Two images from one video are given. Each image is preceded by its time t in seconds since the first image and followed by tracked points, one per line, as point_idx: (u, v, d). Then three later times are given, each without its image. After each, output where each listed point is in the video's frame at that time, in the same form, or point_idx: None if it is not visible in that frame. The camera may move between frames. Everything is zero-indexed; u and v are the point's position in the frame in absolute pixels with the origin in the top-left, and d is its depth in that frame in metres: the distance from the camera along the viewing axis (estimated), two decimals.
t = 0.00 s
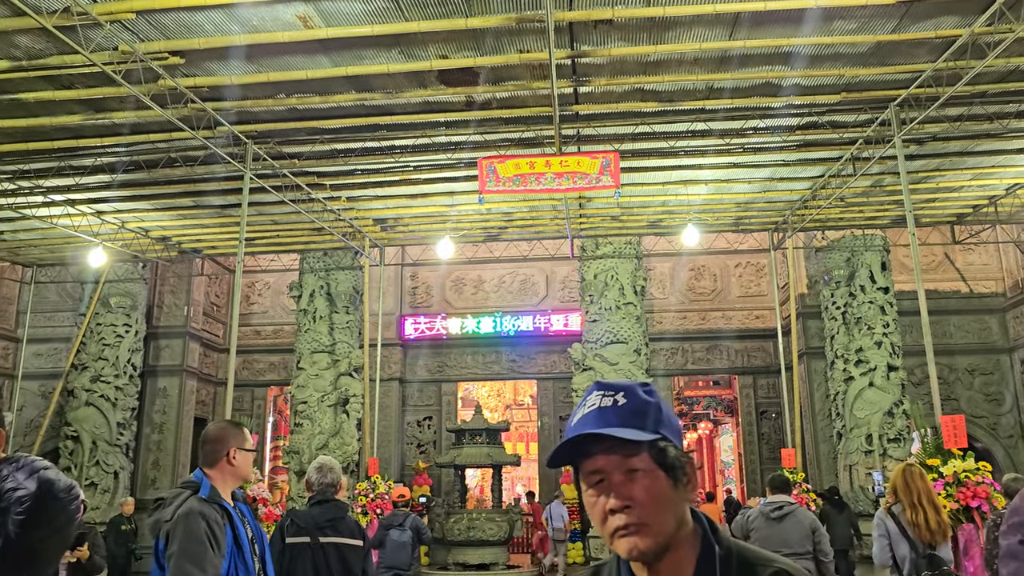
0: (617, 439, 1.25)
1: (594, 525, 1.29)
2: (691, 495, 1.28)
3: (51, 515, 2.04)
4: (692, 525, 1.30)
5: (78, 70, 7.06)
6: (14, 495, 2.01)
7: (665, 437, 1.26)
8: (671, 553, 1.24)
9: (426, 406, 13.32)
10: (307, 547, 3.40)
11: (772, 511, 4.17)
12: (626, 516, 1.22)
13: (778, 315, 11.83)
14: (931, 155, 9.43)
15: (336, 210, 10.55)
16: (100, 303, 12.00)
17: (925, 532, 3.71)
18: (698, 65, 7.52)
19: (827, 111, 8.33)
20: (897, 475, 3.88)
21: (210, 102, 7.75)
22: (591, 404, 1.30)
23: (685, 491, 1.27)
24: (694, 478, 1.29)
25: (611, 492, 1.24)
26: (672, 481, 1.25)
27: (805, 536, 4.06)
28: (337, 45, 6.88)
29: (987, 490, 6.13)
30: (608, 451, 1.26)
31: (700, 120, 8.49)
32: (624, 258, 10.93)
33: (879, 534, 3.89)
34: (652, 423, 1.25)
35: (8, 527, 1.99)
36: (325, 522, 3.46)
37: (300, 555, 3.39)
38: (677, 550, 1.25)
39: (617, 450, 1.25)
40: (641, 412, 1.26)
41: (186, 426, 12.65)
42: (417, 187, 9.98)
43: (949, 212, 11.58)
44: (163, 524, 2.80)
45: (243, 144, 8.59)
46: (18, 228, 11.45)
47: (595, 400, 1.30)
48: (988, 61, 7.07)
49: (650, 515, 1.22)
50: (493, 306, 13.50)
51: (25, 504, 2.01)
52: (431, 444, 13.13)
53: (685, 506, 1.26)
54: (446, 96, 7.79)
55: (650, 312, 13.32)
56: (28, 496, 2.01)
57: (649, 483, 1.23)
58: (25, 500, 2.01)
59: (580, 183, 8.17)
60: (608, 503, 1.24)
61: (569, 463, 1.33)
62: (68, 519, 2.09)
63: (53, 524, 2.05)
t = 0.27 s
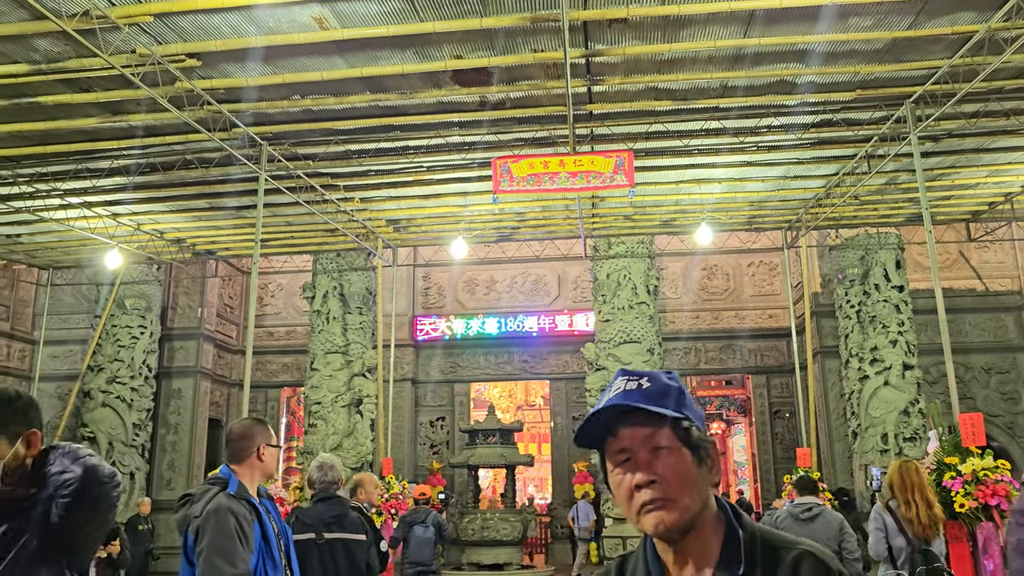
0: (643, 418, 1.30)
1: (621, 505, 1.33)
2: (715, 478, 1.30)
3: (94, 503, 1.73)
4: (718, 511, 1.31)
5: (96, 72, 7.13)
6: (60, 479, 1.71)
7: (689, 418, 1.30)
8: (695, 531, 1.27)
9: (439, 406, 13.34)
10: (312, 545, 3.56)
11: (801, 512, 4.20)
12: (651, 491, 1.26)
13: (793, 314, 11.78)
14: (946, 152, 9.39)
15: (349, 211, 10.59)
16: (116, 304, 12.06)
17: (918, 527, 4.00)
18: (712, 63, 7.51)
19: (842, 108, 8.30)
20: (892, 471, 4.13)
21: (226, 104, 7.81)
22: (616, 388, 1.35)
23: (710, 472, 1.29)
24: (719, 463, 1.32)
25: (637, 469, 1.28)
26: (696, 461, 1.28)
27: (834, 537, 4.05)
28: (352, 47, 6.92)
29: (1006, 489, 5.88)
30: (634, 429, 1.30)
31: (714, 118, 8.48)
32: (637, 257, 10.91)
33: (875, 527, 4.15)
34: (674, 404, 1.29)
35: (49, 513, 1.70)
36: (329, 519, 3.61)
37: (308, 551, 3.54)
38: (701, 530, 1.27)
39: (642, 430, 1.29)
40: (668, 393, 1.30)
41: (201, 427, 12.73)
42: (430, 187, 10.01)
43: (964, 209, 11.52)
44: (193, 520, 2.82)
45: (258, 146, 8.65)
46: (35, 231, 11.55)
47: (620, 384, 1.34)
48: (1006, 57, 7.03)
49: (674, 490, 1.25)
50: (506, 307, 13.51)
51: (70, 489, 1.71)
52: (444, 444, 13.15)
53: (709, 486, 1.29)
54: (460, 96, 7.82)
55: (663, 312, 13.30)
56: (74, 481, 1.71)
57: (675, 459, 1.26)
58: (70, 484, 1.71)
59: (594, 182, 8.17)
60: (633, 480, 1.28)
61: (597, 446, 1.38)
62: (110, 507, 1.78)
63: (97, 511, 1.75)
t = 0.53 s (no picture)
0: (680, 389, 1.37)
1: (647, 478, 1.36)
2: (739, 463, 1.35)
3: (114, 519, 1.75)
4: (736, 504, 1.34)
5: (100, 73, 7.15)
6: (80, 496, 1.72)
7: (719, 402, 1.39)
8: (716, 510, 1.29)
9: (443, 404, 13.35)
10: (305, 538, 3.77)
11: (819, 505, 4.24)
12: (681, 455, 1.30)
13: (797, 310, 11.76)
14: (950, 146, 9.37)
15: (352, 210, 10.60)
16: (120, 304, 12.05)
17: (904, 521, 3.99)
18: (715, 59, 7.50)
19: (845, 103, 8.29)
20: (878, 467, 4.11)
21: (229, 104, 7.83)
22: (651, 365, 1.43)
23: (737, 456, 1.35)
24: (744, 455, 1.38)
25: (668, 434, 1.33)
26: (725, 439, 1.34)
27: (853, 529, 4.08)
28: (355, 45, 6.92)
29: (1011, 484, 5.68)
30: (668, 399, 1.37)
31: (717, 114, 8.48)
32: (640, 254, 10.89)
33: (860, 521, 4.05)
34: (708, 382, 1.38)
35: (69, 525, 1.72)
36: (320, 514, 3.79)
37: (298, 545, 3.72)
38: (723, 511, 1.30)
39: (676, 400, 1.36)
40: (705, 372, 1.39)
41: (206, 426, 12.76)
42: (433, 185, 10.02)
43: (968, 204, 11.51)
44: (204, 518, 2.82)
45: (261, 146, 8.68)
46: (39, 232, 11.58)
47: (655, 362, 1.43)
48: (1010, 50, 7.01)
49: (704, 458, 1.29)
50: (509, 304, 13.51)
51: (91, 507, 1.72)
52: (448, 442, 13.16)
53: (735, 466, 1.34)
54: (463, 94, 7.82)
55: (666, 309, 13.30)
56: (95, 500, 1.72)
57: (708, 430, 1.33)
58: (91, 502, 1.72)
59: (597, 179, 8.17)
60: (665, 445, 1.32)
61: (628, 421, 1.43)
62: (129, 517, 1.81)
63: (115, 524, 1.77)
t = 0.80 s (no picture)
0: (709, 379, 1.35)
1: (672, 469, 1.33)
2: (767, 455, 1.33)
3: (119, 492, 1.73)
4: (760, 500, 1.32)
5: (97, 74, 7.15)
6: (87, 469, 1.72)
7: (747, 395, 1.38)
8: (742, 502, 1.27)
9: (443, 402, 13.35)
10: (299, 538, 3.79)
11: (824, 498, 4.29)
12: (710, 446, 1.27)
13: (796, 305, 11.75)
14: (948, 141, 9.38)
15: (351, 209, 10.60)
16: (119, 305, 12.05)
17: (884, 520, 3.94)
18: (712, 55, 7.49)
19: (843, 98, 8.29)
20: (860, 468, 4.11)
21: (226, 104, 7.83)
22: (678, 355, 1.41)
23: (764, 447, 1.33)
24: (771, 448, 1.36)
25: (697, 424, 1.30)
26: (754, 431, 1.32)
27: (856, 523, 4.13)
28: (352, 44, 6.91)
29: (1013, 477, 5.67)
30: (696, 389, 1.35)
31: (715, 110, 8.48)
32: (639, 251, 10.88)
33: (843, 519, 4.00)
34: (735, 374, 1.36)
35: (74, 506, 1.70)
36: (313, 512, 3.81)
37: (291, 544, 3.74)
38: (748, 505, 1.28)
39: (704, 390, 1.34)
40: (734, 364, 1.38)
41: (206, 426, 12.76)
42: (431, 184, 10.01)
43: (966, 198, 11.51)
44: (207, 518, 2.82)
45: (259, 146, 8.68)
46: (37, 233, 11.57)
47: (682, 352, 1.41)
48: (1007, 44, 7.02)
49: (733, 449, 1.27)
50: (508, 302, 13.51)
51: (97, 479, 1.72)
52: (448, 441, 13.16)
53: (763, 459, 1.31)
54: (460, 92, 7.82)
55: (665, 305, 13.30)
56: (101, 470, 1.72)
57: (738, 420, 1.30)
58: (97, 473, 1.72)
59: (596, 176, 8.17)
60: (693, 435, 1.30)
61: (653, 413, 1.41)
62: (136, 497, 1.78)
63: (124, 500, 1.75)
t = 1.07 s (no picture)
0: (732, 372, 1.39)
1: (692, 459, 1.36)
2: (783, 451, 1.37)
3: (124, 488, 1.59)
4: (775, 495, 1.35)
5: (89, 72, 7.12)
6: (91, 464, 1.57)
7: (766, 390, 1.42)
8: (760, 495, 1.29)
9: (439, 398, 13.36)
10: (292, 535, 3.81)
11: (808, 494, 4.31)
12: (732, 438, 1.30)
13: (790, 299, 11.78)
14: (941, 133, 9.40)
15: (345, 205, 10.58)
16: (113, 303, 12.03)
17: (860, 506, 3.97)
18: (706, 49, 7.49)
19: (836, 92, 8.31)
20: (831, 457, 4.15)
21: (220, 100, 7.82)
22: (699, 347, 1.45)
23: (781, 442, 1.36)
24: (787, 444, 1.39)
25: (720, 416, 1.34)
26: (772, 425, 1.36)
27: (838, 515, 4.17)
28: (345, 40, 6.89)
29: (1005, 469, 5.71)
30: (719, 382, 1.38)
31: (709, 104, 8.48)
32: (633, 245, 10.87)
33: (821, 509, 4.00)
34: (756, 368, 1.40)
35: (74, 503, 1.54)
36: (306, 509, 3.82)
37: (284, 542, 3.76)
38: (766, 499, 1.30)
39: (728, 382, 1.37)
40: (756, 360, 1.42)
41: (202, 423, 12.75)
42: (426, 179, 10.00)
43: (959, 190, 11.55)
44: (204, 516, 2.82)
45: (253, 142, 8.66)
46: (31, 231, 11.53)
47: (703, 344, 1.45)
48: (999, 37, 7.04)
49: (754, 441, 1.30)
50: (503, 297, 13.52)
51: (103, 475, 1.57)
52: (445, 436, 13.18)
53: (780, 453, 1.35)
54: (454, 87, 7.81)
55: (660, 299, 13.33)
56: (108, 466, 1.57)
57: (759, 414, 1.34)
58: (104, 469, 1.57)
59: (590, 171, 8.17)
60: (715, 427, 1.33)
61: (674, 405, 1.44)
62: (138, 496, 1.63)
63: (130, 495, 1.61)
